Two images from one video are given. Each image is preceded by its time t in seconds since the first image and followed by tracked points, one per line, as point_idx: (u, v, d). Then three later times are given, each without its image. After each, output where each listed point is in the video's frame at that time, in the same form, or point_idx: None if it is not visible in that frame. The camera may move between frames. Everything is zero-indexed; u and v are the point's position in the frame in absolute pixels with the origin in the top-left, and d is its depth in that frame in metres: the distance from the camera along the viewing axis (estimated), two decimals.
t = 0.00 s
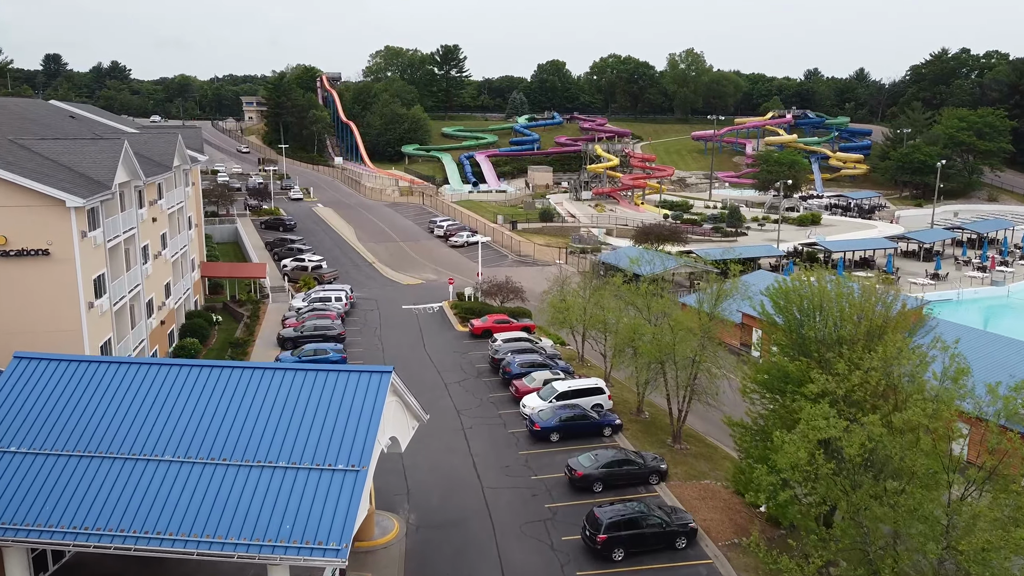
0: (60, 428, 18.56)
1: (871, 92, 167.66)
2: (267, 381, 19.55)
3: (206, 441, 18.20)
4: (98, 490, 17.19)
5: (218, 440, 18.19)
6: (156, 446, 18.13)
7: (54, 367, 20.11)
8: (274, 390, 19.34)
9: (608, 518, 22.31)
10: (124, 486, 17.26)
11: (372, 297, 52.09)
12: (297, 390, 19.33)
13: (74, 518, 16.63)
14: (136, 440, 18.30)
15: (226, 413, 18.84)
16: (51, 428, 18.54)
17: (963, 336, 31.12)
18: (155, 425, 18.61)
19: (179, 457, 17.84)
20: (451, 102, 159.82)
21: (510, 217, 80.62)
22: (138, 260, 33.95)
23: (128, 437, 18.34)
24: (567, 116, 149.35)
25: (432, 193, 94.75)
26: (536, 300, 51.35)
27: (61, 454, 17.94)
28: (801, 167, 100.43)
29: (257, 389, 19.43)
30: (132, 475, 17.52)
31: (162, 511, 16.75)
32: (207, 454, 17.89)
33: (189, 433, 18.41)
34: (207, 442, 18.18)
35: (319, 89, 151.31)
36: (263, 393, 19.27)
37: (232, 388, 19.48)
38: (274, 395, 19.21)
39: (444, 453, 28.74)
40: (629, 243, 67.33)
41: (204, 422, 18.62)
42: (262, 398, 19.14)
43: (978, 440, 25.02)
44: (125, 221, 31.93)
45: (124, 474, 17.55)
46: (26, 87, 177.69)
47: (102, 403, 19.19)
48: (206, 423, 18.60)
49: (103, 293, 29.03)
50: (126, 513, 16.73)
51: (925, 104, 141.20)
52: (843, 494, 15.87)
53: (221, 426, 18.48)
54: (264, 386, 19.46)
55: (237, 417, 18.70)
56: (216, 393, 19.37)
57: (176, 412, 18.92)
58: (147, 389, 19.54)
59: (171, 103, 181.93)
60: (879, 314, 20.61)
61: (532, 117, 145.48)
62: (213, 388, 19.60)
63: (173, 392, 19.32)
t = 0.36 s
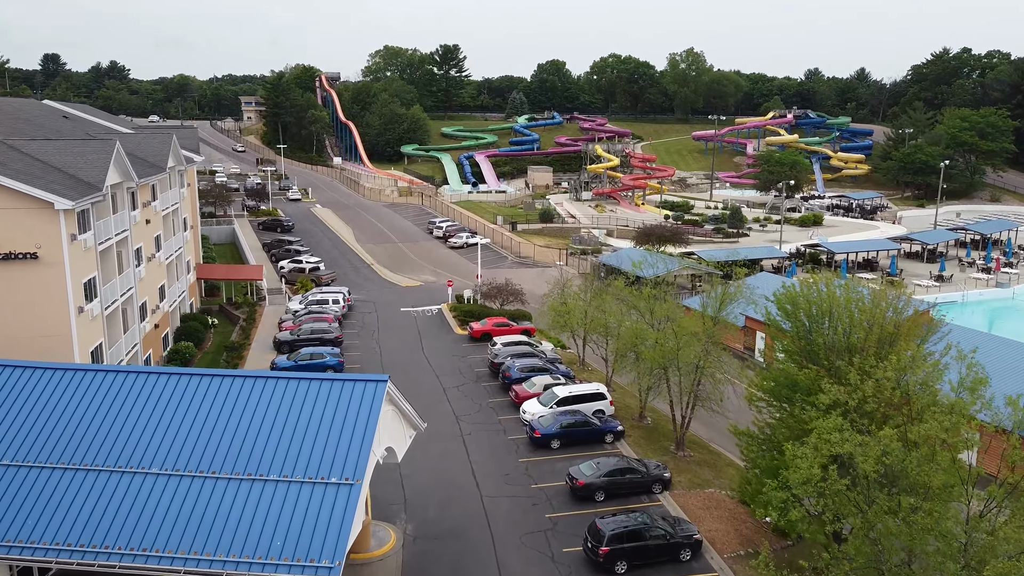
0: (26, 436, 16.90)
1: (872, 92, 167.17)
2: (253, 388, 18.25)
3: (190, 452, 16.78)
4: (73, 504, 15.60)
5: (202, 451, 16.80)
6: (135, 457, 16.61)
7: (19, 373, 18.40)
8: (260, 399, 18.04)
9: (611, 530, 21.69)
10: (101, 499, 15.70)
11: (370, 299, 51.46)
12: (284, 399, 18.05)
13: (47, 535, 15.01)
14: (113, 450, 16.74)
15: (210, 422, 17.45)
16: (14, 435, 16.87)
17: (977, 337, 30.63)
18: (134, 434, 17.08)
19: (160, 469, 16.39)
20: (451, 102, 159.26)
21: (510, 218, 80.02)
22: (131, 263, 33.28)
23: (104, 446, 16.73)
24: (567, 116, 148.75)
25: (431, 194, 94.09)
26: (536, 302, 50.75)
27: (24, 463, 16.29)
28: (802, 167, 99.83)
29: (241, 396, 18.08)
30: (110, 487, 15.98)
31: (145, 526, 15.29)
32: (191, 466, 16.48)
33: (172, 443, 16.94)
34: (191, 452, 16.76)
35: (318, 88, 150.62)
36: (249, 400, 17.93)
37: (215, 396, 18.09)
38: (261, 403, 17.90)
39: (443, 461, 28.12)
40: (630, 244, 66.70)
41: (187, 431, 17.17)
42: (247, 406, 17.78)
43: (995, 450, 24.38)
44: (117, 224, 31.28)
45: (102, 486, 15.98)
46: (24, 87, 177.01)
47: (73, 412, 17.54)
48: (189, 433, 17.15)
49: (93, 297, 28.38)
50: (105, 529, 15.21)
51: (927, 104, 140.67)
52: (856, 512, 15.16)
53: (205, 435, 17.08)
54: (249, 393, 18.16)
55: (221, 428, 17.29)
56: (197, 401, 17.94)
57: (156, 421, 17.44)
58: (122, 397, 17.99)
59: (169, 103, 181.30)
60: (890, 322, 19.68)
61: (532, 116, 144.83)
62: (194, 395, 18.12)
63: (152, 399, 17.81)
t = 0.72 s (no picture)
0: None
1: (873, 92, 166.88)
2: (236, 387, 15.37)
3: (165, 459, 13.98)
4: (25, 520, 12.86)
5: (180, 458, 14.00)
6: (100, 464, 13.83)
7: None
8: (247, 399, 15.22)
9: (614, 542, 21.03)
10: (56, 516, 12.95)
11: (368, 302, 50.81)
12: (274, 401, 15.23)
13: None
14: (75, 456, 13.93)
15: (189, 424, 14.65)
16: None
17: (992, 343, 29.91)
18: (101, 437, 14.32)
19: (131, 479, 13.62)
20: (450, 102, 158.87)
21: (510, 218, 79.43)
22: (124, 266, 32.58)
23: (61, 452, 13.96)
24: (567, 116, 148.19)
25: (430, 194, 93.47)
26: (536, 305, 50.14)
27: None
28: (804, 167, 99.27)
29: (226, 394, 15.25)
30: (70, 501, 13.22)
31: (111, 548, 12.58)
32: (167, 476, 13.71)
33: (145, 448, 14.17)
34: (167, 459, 13.98)
35: (317, 88, 150.13)
36: (235, 400, 15.15)
37: (193, 394, 15.25)
38: (248, 403, 15.11)
39: (442, 470, 27.42)
40: (632, 245, 66.07)
41: (162, 434, 14.38)
42: (233, 407, 15.02)
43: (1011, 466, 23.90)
44: (109, 226, 30.61)
45: (60, 499, 13.22)
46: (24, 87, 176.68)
47: (29, 410, 14.84)
48: (165, 436, 14.37)
49: (84, 301, 27.73)
50: (64, 549, 12.53)
51: (928, 104, 140.20)
52: (874, 531, 14.32)
53: (184, 439, 14.33)
54: (233, 393, 15.31)
55: (203, 432, 14.52)
56: (173, 400, 15.10)
57: (126, 422, 14.64)
58: (87, 394, 15.15)
59: (169, 103, 180.95)
60: (903, 329, 18.85)
61: (532, 116, 144.30)
62: (170, 392, 15.29)
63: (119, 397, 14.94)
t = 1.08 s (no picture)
0: None
1: (874, 92, 166.24)
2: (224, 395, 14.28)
3: (149, 472, 12.94)
4: None
5: (164, 472, 12.94)
6: (80, 478, 12.82)
7: None
8: (236, 408, 14.14)
9: (618, 556, 20.40)
10: (29, 535, 11.95)
11: (366, 304, 50.19)
12: (265, 410, 14.15)
13: None
14: (53, 471, 12.92)
15: (175, 435, 13.57)
16: None
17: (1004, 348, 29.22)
18: (81, 450, 13.30)
19: (113, 494, 12.59)
20: (450, 101, 158.21)
21: (510, 218, 78.77)
22: (116, 269, 31.91)
23: (38, 465, 12.97)
24: (567, 116, 147.53)
25: (430, 194, 92.80)
26: (536, 307, 49.52)
27: None
28: (806, 167, 98.65)
29: (213, 402, 14.17)
30: (47, 518, 12.20)
31: (90, 570, 11.57)
32: (151, 489, 12.69)
33: (128, 460, 13.13)
34: (151, 473, 12.93)
35: (316, 88, 149.49)
36: (223, 410, 14.06)
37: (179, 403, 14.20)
38: (237, 412, 14.02)
39: (441, 479, 26.79)
40: (633, 245, 65.40)
41: (145, 447, 13.34)
42: (221, 416, 13.93)
43: None
44: (100, 228, 29.95)
45: (37, 516, 12.21)
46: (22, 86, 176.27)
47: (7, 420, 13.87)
48: (149, 448, 13.35)
49: (74, 305, 27.09)
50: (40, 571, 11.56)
51: (931, 104, 139.52)
52: (891, 550, 13.72)
53: (170, 451, 13.29)
54: (221, 401, 14.20)
55: (190, 443, 13.46)
56: (157, 410, 14.05)
57: (108, 433, 13.59)
58: (67, 405, 14.14)
59: (168, 102, 180.40)
60: (920, 338, 18.10)
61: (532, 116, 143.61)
62: (155, 401, 14.25)
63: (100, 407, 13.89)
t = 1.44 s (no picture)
0: None
1: (876, 91, 165.53)
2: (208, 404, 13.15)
3: (129, 487, 11.91)
4: None
5: (145, 486, 11.90)
6: (53, 492, 11.82)
7: None
8: (221, 417, 13.02)
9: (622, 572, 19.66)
10: None
11: (364, 307, 49.49)
12: (252, 419, 12.99)
13: None
14: (26, 486, 11.91)
15: (156, 446, 12.50)
16: None
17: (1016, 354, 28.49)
18: (54, 463, 12.22)
19: (91, 512, 11.59)
20: (450, 101, 157.55)
21: (510, 219, 78.06)
22: (106, 272, 31.16)
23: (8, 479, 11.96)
24: (567, 116, 146.83)
25: (429, 195, 92.10)
26: (537, 310, 48.82)
27: None
28: (809, 167, 97.96)
29: (198, 412, 13.08)
30: (17, 538, 11.19)
31: None
32: (130, 506, 11.67)
33: (106, 474, 12.08)
34: (130, 488, 11.89)
35: (316, 88, 148.91)
36: (207, 419, 12.92)
37: (160, 412, 13.08)
38: (223, 421, 12.91)
39: (440, 489, 26.08)
40: (634, 247, 64.69)
41: (125, 459, 12.26)
42: (205, 426, 12.81)
43: None
44: (90, 231, 29.21)
45: (5, 536, 11.22)
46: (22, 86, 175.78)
47: None
48: (128, 461, 12.26)
49: (61, 311, 26.37)
50: None
51: (933, 103, 138.75)
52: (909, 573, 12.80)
53: (151, 464, 12.21)
54: (205, 410, 13.09)
55: (172, 455, 12.38)
56: (136, 419, 12.93)
57: (84, 444, 12.51)
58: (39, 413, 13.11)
59: (167, 102, 179.88)
60: (936, 346, 17.30)
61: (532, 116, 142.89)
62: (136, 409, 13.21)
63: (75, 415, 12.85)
